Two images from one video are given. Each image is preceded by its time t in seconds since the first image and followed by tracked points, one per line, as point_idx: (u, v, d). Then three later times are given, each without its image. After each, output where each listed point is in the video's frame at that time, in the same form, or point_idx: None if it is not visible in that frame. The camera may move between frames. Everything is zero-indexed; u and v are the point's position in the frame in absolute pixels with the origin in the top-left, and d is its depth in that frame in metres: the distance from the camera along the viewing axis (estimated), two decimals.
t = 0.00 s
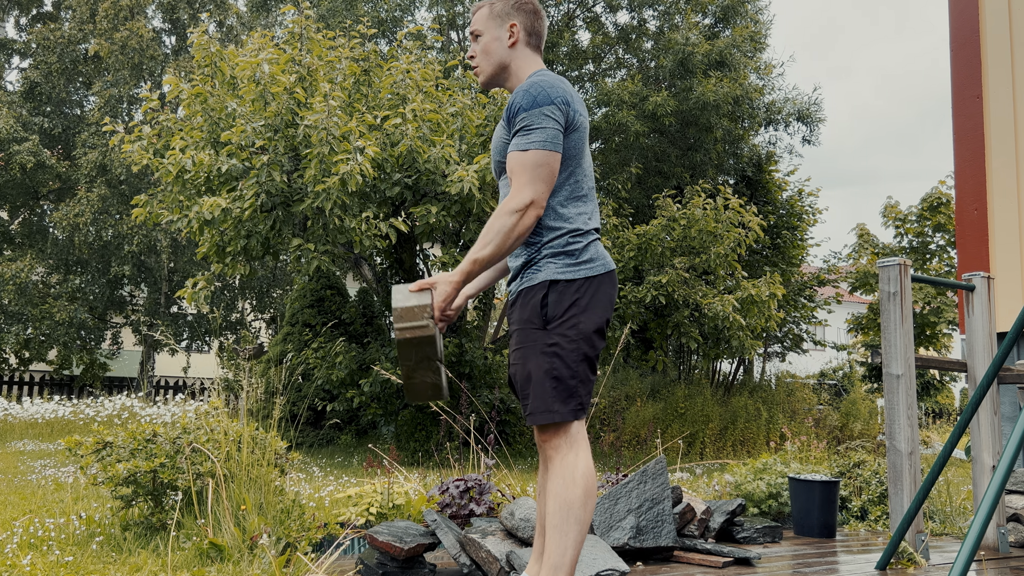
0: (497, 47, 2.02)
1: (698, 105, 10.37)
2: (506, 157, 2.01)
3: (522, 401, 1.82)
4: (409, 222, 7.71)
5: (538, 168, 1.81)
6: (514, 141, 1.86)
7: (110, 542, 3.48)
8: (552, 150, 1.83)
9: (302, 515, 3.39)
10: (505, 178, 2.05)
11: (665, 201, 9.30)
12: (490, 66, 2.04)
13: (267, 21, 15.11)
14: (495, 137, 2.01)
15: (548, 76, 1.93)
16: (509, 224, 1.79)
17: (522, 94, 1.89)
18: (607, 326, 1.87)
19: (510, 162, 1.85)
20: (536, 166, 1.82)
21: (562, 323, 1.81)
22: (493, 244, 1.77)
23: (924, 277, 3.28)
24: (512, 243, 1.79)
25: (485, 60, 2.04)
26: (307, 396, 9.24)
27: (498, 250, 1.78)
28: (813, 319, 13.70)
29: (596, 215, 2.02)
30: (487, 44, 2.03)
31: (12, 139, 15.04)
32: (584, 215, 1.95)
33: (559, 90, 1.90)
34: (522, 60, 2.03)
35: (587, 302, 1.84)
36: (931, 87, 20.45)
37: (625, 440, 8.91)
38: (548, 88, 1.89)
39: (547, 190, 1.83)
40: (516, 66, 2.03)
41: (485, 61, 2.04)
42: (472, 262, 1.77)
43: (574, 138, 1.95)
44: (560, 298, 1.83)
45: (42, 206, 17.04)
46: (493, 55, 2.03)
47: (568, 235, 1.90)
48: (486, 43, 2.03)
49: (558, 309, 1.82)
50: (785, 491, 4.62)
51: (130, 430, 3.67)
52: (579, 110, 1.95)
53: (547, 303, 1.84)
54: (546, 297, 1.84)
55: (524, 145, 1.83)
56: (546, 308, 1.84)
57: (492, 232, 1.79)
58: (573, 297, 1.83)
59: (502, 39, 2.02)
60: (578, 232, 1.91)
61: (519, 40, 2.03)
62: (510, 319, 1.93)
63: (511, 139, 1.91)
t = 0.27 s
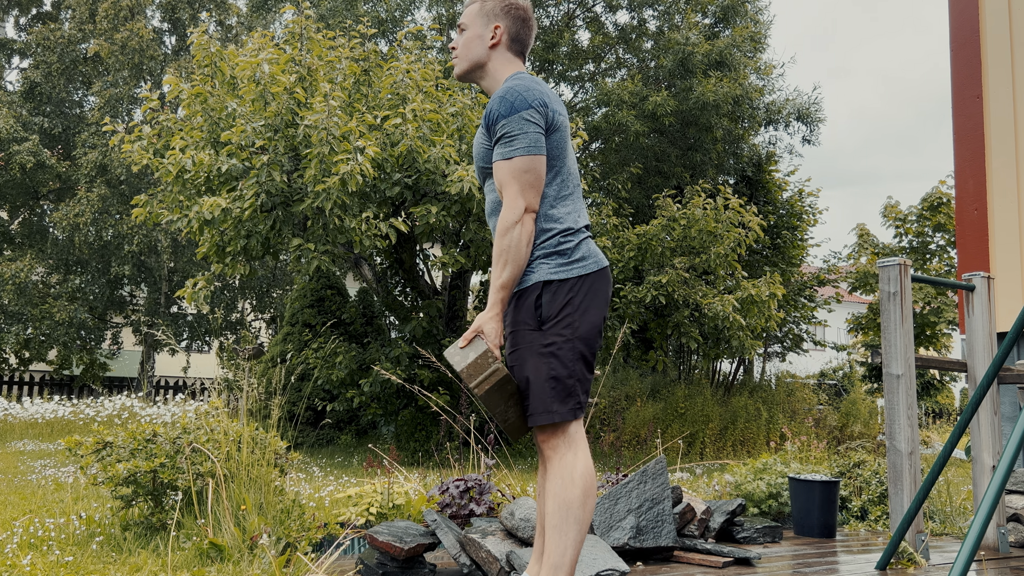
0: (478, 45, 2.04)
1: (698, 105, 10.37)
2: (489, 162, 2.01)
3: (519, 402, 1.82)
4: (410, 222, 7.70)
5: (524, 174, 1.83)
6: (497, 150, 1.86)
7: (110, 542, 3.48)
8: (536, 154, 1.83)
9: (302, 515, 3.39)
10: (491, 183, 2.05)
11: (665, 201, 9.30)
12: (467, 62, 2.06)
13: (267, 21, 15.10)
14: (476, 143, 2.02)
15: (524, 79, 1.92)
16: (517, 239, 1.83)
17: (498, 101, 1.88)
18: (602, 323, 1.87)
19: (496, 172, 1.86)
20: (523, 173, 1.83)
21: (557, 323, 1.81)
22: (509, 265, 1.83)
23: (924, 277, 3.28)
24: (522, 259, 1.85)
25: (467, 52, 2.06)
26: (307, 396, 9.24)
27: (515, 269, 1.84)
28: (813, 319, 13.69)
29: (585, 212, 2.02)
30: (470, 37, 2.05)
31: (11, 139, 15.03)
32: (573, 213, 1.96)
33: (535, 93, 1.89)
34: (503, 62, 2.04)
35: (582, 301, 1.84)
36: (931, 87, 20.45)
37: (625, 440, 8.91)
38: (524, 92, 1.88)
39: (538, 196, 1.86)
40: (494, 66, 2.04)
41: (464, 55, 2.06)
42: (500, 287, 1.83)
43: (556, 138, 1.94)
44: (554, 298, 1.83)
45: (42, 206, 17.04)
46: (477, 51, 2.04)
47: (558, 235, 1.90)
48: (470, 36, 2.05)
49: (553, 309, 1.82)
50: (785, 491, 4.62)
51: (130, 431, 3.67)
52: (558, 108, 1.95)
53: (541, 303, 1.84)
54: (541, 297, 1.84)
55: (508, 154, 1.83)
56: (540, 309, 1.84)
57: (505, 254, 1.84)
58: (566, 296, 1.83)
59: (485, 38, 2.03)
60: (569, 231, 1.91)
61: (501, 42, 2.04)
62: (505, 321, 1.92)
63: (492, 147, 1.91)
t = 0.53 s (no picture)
0: (511, 41, 2.02)
1: (698, 105, 10.37)
2: (509, 157, 2.01)
3: (523, 400, 1.82)
4: (410, 222, 7.70)
5: (542, 169, 1.81)
6: (518, 141, 1.86)
7: (110, 542, 3.48)
8: (557, 151, 1.83)
9: (302, 515, 3.39)
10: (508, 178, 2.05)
11: (665, 201, 9.30)
12: (498, 59, 2.03)
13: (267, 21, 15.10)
14: (498, 135, 2.01)
15: (553, 78, 1.93)
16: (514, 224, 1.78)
17: (525, 94, 1.89)
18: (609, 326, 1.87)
19: (514, 162, 1.85)
20: (540, 167, 1.82)
21: (564, 323, 1.81)
22: (496, 245, 1.77)
23: (924, 277, 3.28)
24: (514, 246, 1.79)
25: (498, 50, 2.04)
26: (307, 396, 9.24)
27: (501, 251, 1.78)
28: (813, 319, 13.69)
29: (600, 216, 2.03)
30: (502, 35, 2.02)
31: (11, 139, 15.03)
32: (587, 215, 1.96)
33: (562, 91, 1.89)
34: (536, 59, 2.03)
35: (590, 302, 1.84)
36: (932, 87, 20.44)
37: (625, 440, 8.91)
38: (551, 89, 1.88)
39: (552, 191, 1.83)
40: (523, 65, 2.03)
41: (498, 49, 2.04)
42: (476, 262, 1.76)
43: (578, 138, 1.94)
44: (562, 298, 1.83)
45: (42, 206, 17.04)
46: (507, 48, 2.02)
47: (571, 235, 1.90)
48: (502, 34, 2.02)
49: (560, 309, 1.82)
50: (785, 491, 4.62)
51: (130, 430, 3.67)
52: (583, 110, 1.95)
53: (549, 302, 1.84)
54: (549, 296, 1.84)
55: (529, 147, 1.82)
56: (548, 308, 1.84)
57: (495, 232, 1.79)
58: (575, 297, 1.83)
59: (518, 34, 2.02)
60: (581, 232, 1.92)
61: (535, 41, 2.02)
62: (513, 318, 1.92)
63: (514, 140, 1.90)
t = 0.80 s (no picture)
0: (542, 50, 2.01)
1: (698, 105, 10.37)
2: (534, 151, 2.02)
3: (519, 399, 1.82)
4: (410, 221, 7.70)
5: (562, 163, 1.81)
6: (545, 129, 1.86)
7: (110, 542, 3.48)
8: (580, 150, 1.83)
9: (302, 515, 3.39)
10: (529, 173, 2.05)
11: (665, 201, 9.30)
12: (540, 71, 2.03)
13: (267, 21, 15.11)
14: (528, 126, 2.02)
15: (593, 78, 1.95)
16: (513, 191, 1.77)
17: (563, 88, 1.90)
18: (607, 330, 1.87)
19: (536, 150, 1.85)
20: (561, 163, 1.82)
21: (562, 325, 1.81)
22: (490, 189, 1.77)
23: (924, 277, 3.28)
24: (506, 207, 1.79)
25: (533, 66, 2.03)
26: (307, 396, 9.24)
27: (490, 198, 1.77)
28: (813, 319, 13.69)
29: (611, 224, 2.03)
30: (532, 49, 2.02)
31: (11, 139, 15.02)
32: (597, 220, 1.96)
33: (600, 94, 1.91)
34: (569, 61, 2.03)
35: (590, 305, 1.84)
36: (932, 87, 20.45)
37: (624, 440, 8.90)
38: (590, 89, 1.90)
39: (566, 185, 1.83)
40: (565, 68, 2.02)
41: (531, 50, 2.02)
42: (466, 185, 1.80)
43: (604, 144, 1.95)
44: (561, 299, 1.83)
45: (42, 206, 17.05)
46: (539, 59, 2.02)
47: (577, 237, 1.89)
48: (532, 47, 2.02)
49: (559, 310, 1.82)
50: (785, 491, 4.62)
51: (130, 430, 3.67)
52: (615, 118, 1.96)
53: (549, 303, 1.84)
54: (549, 296, 1.84)
55: (554, 137, 1.83)
56: (547, 308, 1.84)
57: (495, 174, 1.79)
58: (575, 299, 1.83)
59: (547, 42, 2.01)
60: (588, 236, 1.91)
61: (564, 41, 2.02)
62: (513, 316, 1.92)
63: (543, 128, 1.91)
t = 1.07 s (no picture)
0: (516, 60, 2.01)
1: (698, 104, 10.37)
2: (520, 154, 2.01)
3: (522, 401, 1.82)
4: (409, 221, 7.70)
5: (556, 164, 1.81)
6: (534, 129, 1.85)
7: (110, 542, 3.48)
8: (571, 149, 1.83)
9: (302, 515, 3.39)
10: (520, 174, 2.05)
11: (665, 201, 9.30)
12: (519, 80, 2.03)
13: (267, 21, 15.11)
14: (516, 128, 2.01)
15: (575, 77, 1.94)
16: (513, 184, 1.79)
17: (550, 89, 1.89)
18: (607, 328, 1.87)
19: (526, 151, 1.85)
20: (556, 164, 1.82)
21: (563, 325, 1.81)
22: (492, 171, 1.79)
23: (924, 277, 3.28)
24: (504, 194, 1.82)
25: (512, 77, 2.03)
26: (307, 396, 9.24)
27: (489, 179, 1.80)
28: (813, 319, 13.69)
29: (605, 221, 2.03)
30: (506, 61, 2.01)
31: (11, 139, 15.01)
32: (592, 219, 1.96)
33: (586, 93, 1.91)
34: (544, 63, 2.04)
35: (590, 305, 1.84)
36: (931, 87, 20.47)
37: (624, 440, 8.91)
38: (575, 88, 1.90)
39: (560, 185, 1.83)
40: (543, 73, 2.03)
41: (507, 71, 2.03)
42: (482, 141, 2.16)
43: (594, 142, 1.95)
44: (561, 300, 1.83)
45: (42, 206, 17.05)
46: (515, 68, 2.02)
47: (574, 237, 1.90)
48: (505, 60, 2.01)
49: (560, 311, 1.82)
50: (785, 491, 4.62)
51: (130, 430, 3.66)
52: (602, 115, 1.97)
53: (549, 304, 1.84)
54: (549, 298, 1.84)
55: (545, 137, 1.82)
56: (548, 310, 1.84)
57: (500, 156, 1.82)
58: (575, 299, 1.83)
59: (519, 51, 2.01)
60: (584, 235, 1.91)
61: (534, 46, 2.03)
62: (513, 318, 1.92)
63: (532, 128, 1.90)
